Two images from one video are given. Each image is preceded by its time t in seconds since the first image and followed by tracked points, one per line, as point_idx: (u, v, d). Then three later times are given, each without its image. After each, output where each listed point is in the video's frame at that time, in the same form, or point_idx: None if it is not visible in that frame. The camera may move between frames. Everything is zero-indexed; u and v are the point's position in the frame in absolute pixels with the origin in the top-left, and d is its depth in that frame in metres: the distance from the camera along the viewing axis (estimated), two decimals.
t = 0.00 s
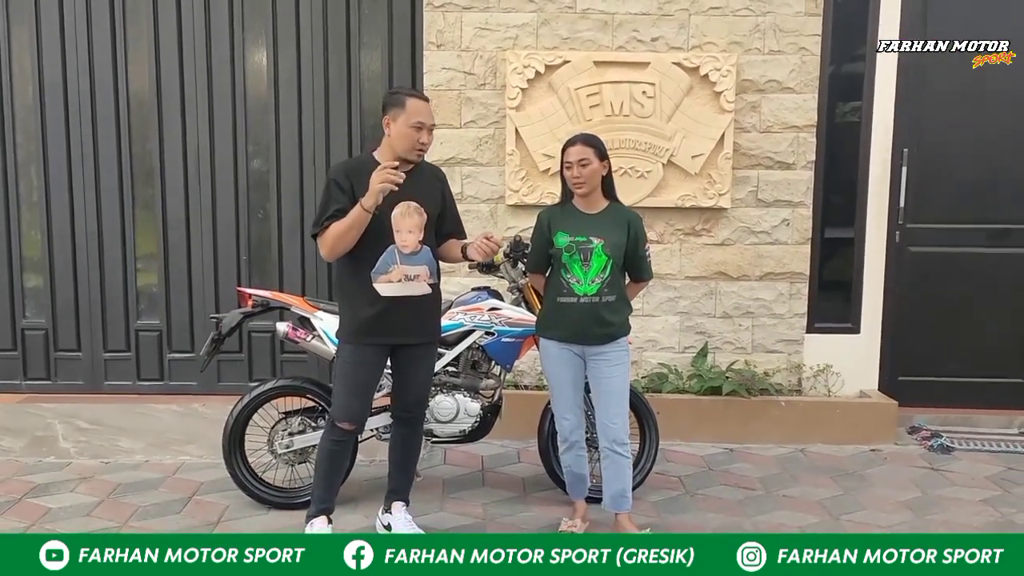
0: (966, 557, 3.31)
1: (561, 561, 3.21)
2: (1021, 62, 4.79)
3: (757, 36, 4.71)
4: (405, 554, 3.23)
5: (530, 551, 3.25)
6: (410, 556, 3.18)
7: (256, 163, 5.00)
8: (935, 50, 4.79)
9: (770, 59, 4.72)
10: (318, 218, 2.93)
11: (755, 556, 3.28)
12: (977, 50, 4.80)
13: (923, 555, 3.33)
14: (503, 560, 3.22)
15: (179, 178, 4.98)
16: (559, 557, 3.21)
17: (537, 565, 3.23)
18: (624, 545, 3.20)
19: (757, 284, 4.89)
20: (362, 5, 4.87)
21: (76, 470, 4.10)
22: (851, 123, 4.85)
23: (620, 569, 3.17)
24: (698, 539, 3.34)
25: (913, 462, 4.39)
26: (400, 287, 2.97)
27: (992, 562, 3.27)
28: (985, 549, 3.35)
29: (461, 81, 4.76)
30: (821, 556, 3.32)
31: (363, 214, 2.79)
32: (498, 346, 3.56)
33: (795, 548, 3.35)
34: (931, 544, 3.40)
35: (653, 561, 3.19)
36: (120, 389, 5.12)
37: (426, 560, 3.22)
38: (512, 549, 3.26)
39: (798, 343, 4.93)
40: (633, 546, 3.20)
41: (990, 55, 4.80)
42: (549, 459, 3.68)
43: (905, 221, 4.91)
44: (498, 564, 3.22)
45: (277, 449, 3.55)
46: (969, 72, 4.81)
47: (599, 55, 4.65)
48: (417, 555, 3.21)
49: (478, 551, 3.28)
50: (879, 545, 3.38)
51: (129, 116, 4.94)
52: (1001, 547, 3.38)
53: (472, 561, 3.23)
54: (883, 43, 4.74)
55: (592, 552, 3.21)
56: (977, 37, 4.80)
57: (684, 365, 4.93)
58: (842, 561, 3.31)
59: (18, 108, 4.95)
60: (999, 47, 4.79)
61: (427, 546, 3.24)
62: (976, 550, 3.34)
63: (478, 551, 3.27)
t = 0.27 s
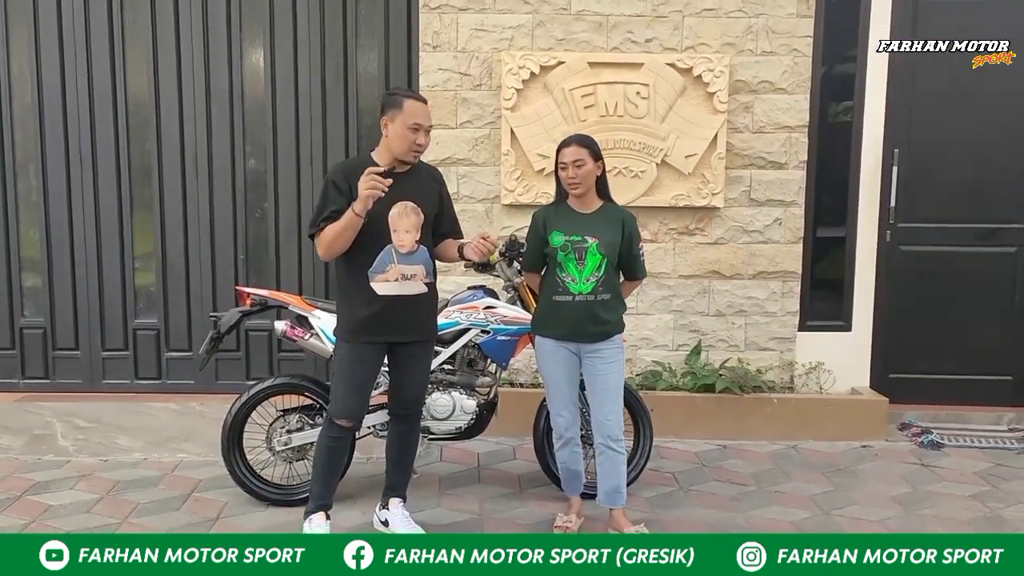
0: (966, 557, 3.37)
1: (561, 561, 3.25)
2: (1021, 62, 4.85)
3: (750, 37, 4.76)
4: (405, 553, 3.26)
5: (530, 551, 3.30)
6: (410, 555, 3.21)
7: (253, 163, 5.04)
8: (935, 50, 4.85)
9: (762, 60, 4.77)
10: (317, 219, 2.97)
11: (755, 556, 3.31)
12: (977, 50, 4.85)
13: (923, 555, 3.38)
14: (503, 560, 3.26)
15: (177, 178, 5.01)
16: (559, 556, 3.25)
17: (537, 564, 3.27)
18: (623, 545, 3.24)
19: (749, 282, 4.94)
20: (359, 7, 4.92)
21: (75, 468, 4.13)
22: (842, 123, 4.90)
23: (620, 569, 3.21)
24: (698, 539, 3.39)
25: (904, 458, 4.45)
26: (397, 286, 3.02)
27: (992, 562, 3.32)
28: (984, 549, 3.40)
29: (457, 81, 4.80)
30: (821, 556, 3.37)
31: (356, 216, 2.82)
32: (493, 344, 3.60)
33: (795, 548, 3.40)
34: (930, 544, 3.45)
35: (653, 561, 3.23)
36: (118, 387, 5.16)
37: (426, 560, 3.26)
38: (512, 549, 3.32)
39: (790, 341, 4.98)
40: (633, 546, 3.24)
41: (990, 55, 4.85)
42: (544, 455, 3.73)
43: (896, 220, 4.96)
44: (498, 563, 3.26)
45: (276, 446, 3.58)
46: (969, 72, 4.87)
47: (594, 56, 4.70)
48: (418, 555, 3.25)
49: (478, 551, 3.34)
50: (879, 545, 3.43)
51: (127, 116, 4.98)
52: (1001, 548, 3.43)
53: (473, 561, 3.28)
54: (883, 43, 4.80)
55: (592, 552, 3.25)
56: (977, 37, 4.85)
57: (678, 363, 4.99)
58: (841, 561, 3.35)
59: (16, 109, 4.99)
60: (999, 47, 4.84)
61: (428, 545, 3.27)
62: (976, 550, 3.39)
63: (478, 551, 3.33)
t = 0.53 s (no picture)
0: (966, 556, 3.38)
1: (561, 561, 3.25)
2: (1021, 61, 4.90)
3: (741, 39, 4.82)
4: (405, 553, 3.28)
5: (530, 551, 3.28)
6: (410, 555, 3.24)
7: (249, 163, 5.08)
8: (935, 50, 4.90)
9: (754, 61, 4.82)
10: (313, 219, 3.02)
11: (755, 556, 3.34)
12: (978, 50, 4.90)
13: (923, 555, 3.38)
14: (503, 560, 3.25)
15: (174, 179, 5.06)
16: (559, 556, 3.25)
17: (537, 564, 3.26)
18: (623, 546, 3.26)
19: (742, 281, 5.00)
20: (354, 8, 4.96)
21: (74, 466, 4.18)
22: (833, 123, 4.96)
23: (620, 568, 3.23)
24: (698, 539, 3.38)
25: (894, 454, 4.51)
26: (393, 285, 3.07)
27: (991, 562, 3.33)
28: (984, 549, 3.41)
29: (452, 82, 4.85)
30: (821, 556, 3.37)
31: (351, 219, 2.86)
32: (488, 343, 3.65)
33: (795, 549, 3.39)
34: (931, 544, 3.44)
35: (653, 561, 3.25)
36: (117, 386, 5.21)
37: (426, 560, 3.28)
38: (512, 549, 3.30)
39: (782, 339, 5.04)
40: (632, 546, 3.28)
41: (990, 55, 4.91)
42: (539, 450, 3.77)
43: (886, 219, 5.02)
44: (498, 563, 3.26)
45: (274, 444, 3.62)
46: (970, 71, 4.92)
47: (587, 58, 4.75)
48: (417, 555, 3.27)
49: (478, 551, 3.33)
50: (880, 545, 3.40)
51: (125, 117, 5.02)
52: (1001, 547, 3.44)
53: (472, 561, 3.27)
54: (883, 43, 4.85)
55: (592, 552, 3.26)
56: (978, 37, 4.90)
57: (671, 361, 5.04)
58: (842, 561, 3.34)
59: (15, 110, 5.03)
60: (999, 47, 4.90)
61: (427, 546, 3.29)
62: (976, 550, 3.40)
63: (478, 551, 3.32)
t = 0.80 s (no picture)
0: (966, 556, 3.38)
1: (561, 561, 3.26)
2: (1021, 61, 4.96)
3: (735, 40, 4.87)
4: (406, 553, 3.30)
5: (530, 551, 3.30)
6: (410, 555, 3.25)
7: (248, 163, 5.13)
8: (935, 50, 4.96)
9: (747, 62, 4.87)
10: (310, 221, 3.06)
11: (755, 556, 3.34)
12: (978, 50, 4.96)
13: (923, 555, 3.39)
14: (503, 560, 3.26)
15: (174, 179, 5.11)
16: (559, 556, 3.27)
17: (537, 564, 3.26)
18: (623, 545, 3.28)
19: (735, 279, 5.05)
20: (352, 9, 5.01)
21: (75, 463, 4.22)
22: (825, 123, 5.01)
23: (620, 569, 3.22)
24: (698, 539, 3.41)
25: (885, 451, 4.56)
26: (391, 282, 3.11)
27: (992, 561, 3.33)
28: (984, 549, 3.41)
29: (449, 83, 4.89)
30: (821, 556, 3.36)
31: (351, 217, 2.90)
32: (485, 340, 3.70)
33: (795, 548, 3.39)
34: (930, 543, 3.44)
35: (653, 561, 3.26)
36: (116, 384, 5.25)
37: (426, 560, 3.28)
38: (512, 549, 3.31)
39: (776, 337, 5.09)
40: (632, 546, 3.30)
41: (990, 55, 4.96)
42: (534, 446, 3.81)
43: (878, 218, 5.07)
44: (498, 563, 3.26)
45: (272, 441, 3.67)
46: (971, 71, 4.97)
47: (582, 59, 4.80)
48: (418, 555, 3.28)
49: (478, 551, 3.33)
50: (879, 545, 3.41)
51: (125, 117, 5.07)
52: (1001, 547, 3.44)
53: (472, 561, 3.27)
54: (884, 43, 4.94)
55: (592, 552, 3.27)
56: (977, 37, 4.96)
57: (666, 359, 5.09)
58: (842, 561, 3.33)
59: (15, 111, 5.07)
60: (1000, 47, 4.96)
61: (427, 546, 3.30)
62: (976, 549, 3.40)
63: (478, 551, 3.32)
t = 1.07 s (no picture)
0: (966, 557, 3.33)
1: (561, 561, 3.25)
2: (1020, 61, 5.00)
3: (729, 42, 4.92)
4: (406, 553, 3.29)
5: (530, 551, 3.29)
6: (410, 555, 3.24)
7: (246, 163, 5.18)
8: (935, 50, 5.02)
9: (742, 63, 4.92)
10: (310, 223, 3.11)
11: (755, 556, 3.31)
12: (978, 50, 5.00)
13: (923, 555, 3.35)
14: (503, 560, 3.25)
15: (173, 179, 5.15)
16: (559, 557, 3.25)
17: (537, 564, 3.26)
18: (623, 545, 3.27)
19: (730, 279, 5.10)
20: (350, 11, 5.05)
21: (76, 461, 4.26)
22: (819, 123, 5.06)
23: (620, 569, 3.22)
24: (698, 539, 3.37)
25: (878, 449, 4.60)
26: (390, 282, 3.15)
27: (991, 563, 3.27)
28: (984, 549, 3.35)
29: (446, 84, 4.94)
30: (821, 556, 3.34)
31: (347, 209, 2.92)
32: (482, 339, 3.74)
33: (796, 549, 3.37)
34: (930, 544, 3.40)
35: (653, 561, 3.24)
36: (117, 383, 5.29)
37: (426, 560, 3.27)
38: (511, 549, 3.29)
39: (771, 336, 5.14)
40: (632, 546, 3.29)
41: (990, 54, 5.01)
42: (531, 444, 3.85)
43: (871, 218, 5.12)
44: (497, 564, 3.25)
45: (272, 439, 3.71)
46: (970, 72, 5.02)
47: (578, 60, 4.84)
48: (418, 555, 3.27)
49: (479, 551, 3.31)
50: (878, 545, 3.40)
51: (125, 118, 5.11)
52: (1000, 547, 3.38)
53: (472, 561, 3.26)
54: (884, 43, 4.99)
55: (592, 552, 3.26)
56: (977, 37, 5.00)
57: (662, 357, 5.14)
58: (842, 561, 3.31)
59: (16, 112, 5.11)
60: (999, 47, 4.99)
61: (427, 546, 3.29)
62: (976, 550, 3.35)
63: (478, 551, 3.30)
